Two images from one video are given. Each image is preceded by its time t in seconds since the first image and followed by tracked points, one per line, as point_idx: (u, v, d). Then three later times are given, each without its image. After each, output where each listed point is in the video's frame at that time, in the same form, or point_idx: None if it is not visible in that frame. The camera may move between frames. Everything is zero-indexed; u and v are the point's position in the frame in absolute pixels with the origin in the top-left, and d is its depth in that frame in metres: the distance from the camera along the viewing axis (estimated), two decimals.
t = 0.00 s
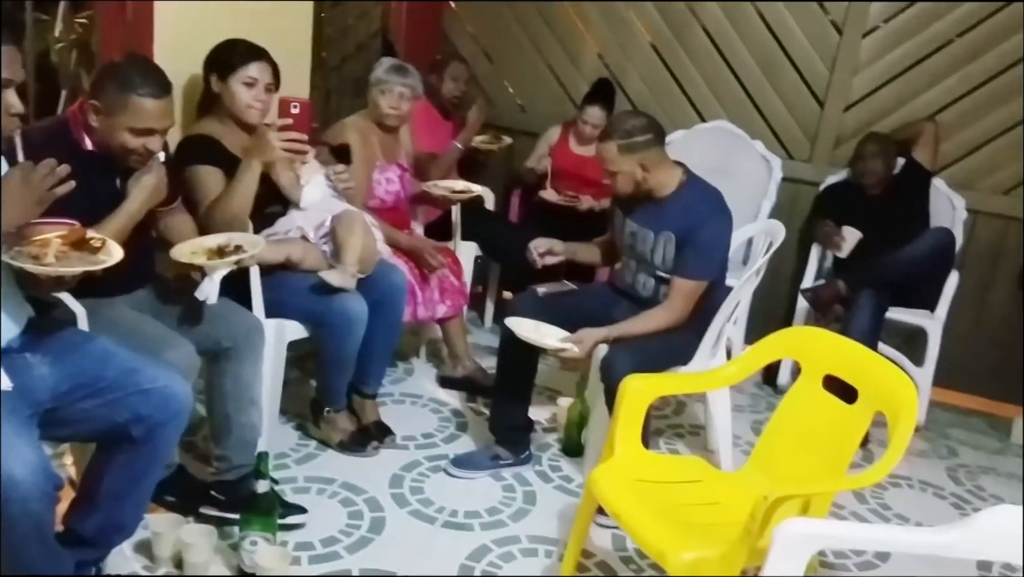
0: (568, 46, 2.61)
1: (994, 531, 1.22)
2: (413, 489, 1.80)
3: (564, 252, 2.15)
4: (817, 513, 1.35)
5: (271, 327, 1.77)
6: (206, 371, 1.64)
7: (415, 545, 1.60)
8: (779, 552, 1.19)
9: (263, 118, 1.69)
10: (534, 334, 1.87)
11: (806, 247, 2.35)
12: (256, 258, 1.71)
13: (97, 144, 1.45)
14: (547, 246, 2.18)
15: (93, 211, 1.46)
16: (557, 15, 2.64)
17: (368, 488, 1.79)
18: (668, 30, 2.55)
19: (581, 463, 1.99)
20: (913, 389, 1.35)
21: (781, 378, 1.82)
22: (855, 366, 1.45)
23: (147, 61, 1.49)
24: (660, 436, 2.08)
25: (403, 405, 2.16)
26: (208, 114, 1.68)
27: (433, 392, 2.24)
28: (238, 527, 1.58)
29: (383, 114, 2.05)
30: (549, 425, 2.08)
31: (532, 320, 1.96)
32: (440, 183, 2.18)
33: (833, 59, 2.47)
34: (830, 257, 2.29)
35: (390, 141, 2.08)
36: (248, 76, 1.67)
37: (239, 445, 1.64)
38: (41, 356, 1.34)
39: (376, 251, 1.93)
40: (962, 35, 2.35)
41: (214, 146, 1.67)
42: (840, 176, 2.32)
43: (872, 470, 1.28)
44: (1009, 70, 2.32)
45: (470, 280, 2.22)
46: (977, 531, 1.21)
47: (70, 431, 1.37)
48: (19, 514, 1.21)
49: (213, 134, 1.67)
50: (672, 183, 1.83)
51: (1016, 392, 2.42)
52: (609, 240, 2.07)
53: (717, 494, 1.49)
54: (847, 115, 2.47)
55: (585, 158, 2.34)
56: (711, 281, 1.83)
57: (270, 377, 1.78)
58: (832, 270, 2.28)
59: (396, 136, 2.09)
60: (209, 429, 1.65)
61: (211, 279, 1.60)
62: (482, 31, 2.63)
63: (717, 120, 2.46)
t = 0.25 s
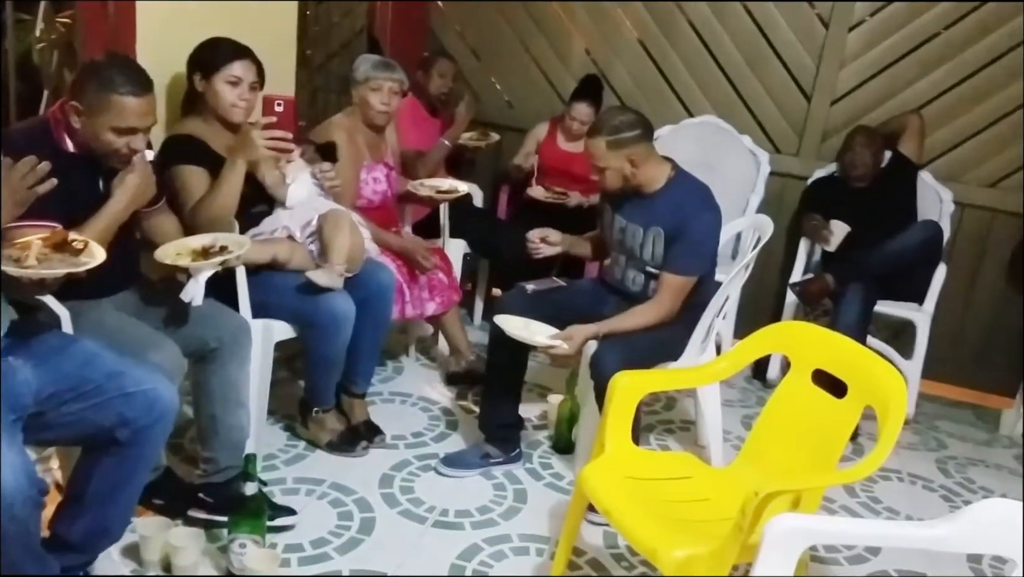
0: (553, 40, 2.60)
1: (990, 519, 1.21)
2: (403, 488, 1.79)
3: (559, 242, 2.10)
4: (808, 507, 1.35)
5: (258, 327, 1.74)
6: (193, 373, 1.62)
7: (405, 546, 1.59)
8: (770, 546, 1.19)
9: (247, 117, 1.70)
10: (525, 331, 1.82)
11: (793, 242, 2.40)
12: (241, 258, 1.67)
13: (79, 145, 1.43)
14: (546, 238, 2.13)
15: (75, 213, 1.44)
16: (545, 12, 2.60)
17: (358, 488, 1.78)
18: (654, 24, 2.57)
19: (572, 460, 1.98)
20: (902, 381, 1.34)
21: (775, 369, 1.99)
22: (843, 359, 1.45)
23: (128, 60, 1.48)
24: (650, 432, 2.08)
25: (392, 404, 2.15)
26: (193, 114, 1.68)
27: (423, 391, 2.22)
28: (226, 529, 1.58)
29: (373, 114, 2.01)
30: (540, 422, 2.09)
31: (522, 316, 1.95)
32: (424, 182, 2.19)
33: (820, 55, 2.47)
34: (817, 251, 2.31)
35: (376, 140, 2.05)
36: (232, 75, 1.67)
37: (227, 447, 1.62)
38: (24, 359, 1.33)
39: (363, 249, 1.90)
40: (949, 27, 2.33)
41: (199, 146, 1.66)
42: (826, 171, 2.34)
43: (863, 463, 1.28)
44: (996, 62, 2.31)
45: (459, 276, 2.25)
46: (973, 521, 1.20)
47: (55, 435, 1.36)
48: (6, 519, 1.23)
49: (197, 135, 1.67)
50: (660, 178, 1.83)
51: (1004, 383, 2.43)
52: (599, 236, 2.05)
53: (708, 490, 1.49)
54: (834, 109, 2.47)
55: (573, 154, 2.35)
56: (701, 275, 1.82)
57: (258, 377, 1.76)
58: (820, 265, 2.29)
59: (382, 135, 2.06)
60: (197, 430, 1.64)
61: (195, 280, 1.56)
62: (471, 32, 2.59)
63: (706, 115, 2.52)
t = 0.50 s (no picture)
0: (544, 40, 2.60)
1: (983, 517, 1.21)
2: (395, 489, 1.78)
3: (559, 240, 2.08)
4: (801, 506, 1.35)
5: (248, 328, 1.73)
6: (182, 375, 1.61)
7: (397, 547, 1.59)
8: (763, 546, 1.19)
9: (237, 117, 1.69)
10: (517, 331, 1.81)
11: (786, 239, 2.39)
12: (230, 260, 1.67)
13: (66, 146, 1.41)
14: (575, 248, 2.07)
15: (62, 214, 1.43)
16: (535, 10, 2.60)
17: (350, 489, 1.78)
18: (644, 21, 2.57)
19: (565, 459, 1.98)
20: (893, 378, 1.34)
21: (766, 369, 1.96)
22: (835, 357, 1.45)
23: (115, 59, 1.46)
24: (643, 430, 2.08)
25: (384, 404, 2.14)
26: (180, 114, 1.67)
27: (416, 391, 2.21)
28: (217, 532, 1.58)
29: (366, 113, 2.00)
30: (532, 421, 2.09)
31: (514, 316, 1.94)
32: (417, 181, 2.20)
33: (810, 53, 2.47)
34: (808, 249, 2.31)
35: (368, 140, 2.04)
36: (220, 74, 1.66)
37: (217, 449, 1.61)
38: (11, 361, 1.30)
39: (354, 249, 1.90)
40: (938, 25, 2.36)
41: (188, 147, 1.66)
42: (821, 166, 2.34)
43: (855, 461, 1.28)
44: (984, 61, 2.33)
45: (452, 275, 2.25)
46: (967, 517, 1.21)
47: (43, 438, 1.34)
48: None
49: (186, 135, 1.66)
50: (652, 176, 1.83)
51: (995, 379, 2.44)
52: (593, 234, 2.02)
53: (700, 488, 1.49)
54: (824, 107, 2.47)
55: (564, 152, 2.34)
56: (693, 273, 1.81)
57: (248, 379, 1.74)
58: (812, 262, 2.29)
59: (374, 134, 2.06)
60: (187, 432, 1.63)
61: (184, 282, 1.56)
62: (461, 27, 2.61)
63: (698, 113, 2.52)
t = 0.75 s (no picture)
0: (534, 35, 2.61)
1: (972, 509, 1.22)
2: (387, 487, 1.78)
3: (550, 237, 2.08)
4: (792, 500, 1.35)
5: (237, 326, 1.73)
6: (170, 374, 1.60)
7: (389, 546, 1.58)
8: (754, 541, 1.19)
9: (223, 114, 1.68)
10: (508, 327, 1.79)
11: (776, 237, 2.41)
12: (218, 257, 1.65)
13: (52, 145, 1.40)
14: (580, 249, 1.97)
15: (50, 212, 1.42)
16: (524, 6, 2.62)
17: (341, 487, 1.77)
18: (634, 17, 2.57)
19: (556, 455, 1.98)
20: (883, 372, 1.34)
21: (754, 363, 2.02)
22: (825, 351, 1.45)
23: (99, 55, 1.45)
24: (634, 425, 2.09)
25: (375, 402, 2.14)
26: (167, 112, 1.67)
27: (408, 388, 2.21)
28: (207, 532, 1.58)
29: (355, 109, 2.00)
30: (524, 418, 2.09)
31: (505, 312, 1.94)
32: (405, 177, 2.17)
33: (798, 47, 2.48)
34: (798, 243, 2.32)
35: (357, 137, 2.04)
36: (207, 71, 1.65)
37: (207, 449, 1.60)
38: None
39: (344, 246, 1.89)
40: (925, 19, 2.36)
41: (176, 145, 1.65)
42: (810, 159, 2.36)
43: (844, 455, 1.28)
44: (969, 56, 2.34)
45: (441, 273, 2.25)
46: (957, 509, 1.21)
47: (30, 439, 1.33)
48: None
49: (173, 132, 1.66)
50: (642, 172, 1.83)
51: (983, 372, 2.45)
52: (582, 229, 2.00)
53: (691, 483, 1.49)
54: (813, 100, 2.48)
55: (554, 147, 2.35)
56: (683, 268, 1.81)
57: (237, 378, 1.74)
58: (801, 256, 2.31)
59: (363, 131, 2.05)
60: (176, 432, 1.62)
61: (172, 280, 1.54)
62: (450, 23, 2.62)
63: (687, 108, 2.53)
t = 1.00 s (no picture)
0: (516, 30, 2.57)
1: (955, 498, 1.22)
2: (373, 486, 1.77)
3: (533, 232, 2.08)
4: (777, 492, 1.35)
5: (219, 326, 1.71)
6: (153, 375, 1.59)
7: (376, 545, 1.58)
8: (741, 533, 1.19)
9: (203, 112, 1.67)
10: (493, 324, 1.80)
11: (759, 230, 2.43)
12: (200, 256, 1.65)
13: (30, 143, 1.37)
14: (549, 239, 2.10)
15: (26, 212, 1.37)
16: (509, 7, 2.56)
17: (327, 487, 1.76)
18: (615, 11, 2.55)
19: (544, 452, 1.98)
20: (867, 365, 1.35)
21: (738, 355, 1.92)
22: (808, 344, 1.46)
23: (77, 54, 1.44)
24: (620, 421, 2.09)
25: (361, 400, 2.13)
26: (146, 110, 1.65)
27: (395, 387, 2.20)
28: (192, 533, 1.57)
29: (338, 106, 1.98)
30: (510, 415, 2.08)
31: (490, 309, 1.94)
32: (388, 175, 2.18)
33: (779, 41, 2.48)
34: (781, 236, 2.35)
35: (339, 135, 2.02)
36: (186, 69, 1.64)
37: (191, 449, 1.60)
38: None
39: (327, 245, 1.88)
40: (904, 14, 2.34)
41: (154, 143, 1.63)
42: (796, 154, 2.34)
43: (829, 447, 1.29)
44: (946, 51, 2.30)
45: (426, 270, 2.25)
46: (940, 499, 1.21)
47: (11, 441, 1.32)
48: None
49: (152, 130, 1.64)
50: (626, 167, 1.83)
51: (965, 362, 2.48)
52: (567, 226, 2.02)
53: (677, 478, 1.49)
54: (795, 95, 2.49)
55: (539, 144, 2.34)
56: (668, 263, 1.82)
57: (220, 378, 1.73)
58: (785, 250, 2.34)
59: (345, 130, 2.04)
60: (159, 434, 1.61)
61: (153, 280, 1.54)
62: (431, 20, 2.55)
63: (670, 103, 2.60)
